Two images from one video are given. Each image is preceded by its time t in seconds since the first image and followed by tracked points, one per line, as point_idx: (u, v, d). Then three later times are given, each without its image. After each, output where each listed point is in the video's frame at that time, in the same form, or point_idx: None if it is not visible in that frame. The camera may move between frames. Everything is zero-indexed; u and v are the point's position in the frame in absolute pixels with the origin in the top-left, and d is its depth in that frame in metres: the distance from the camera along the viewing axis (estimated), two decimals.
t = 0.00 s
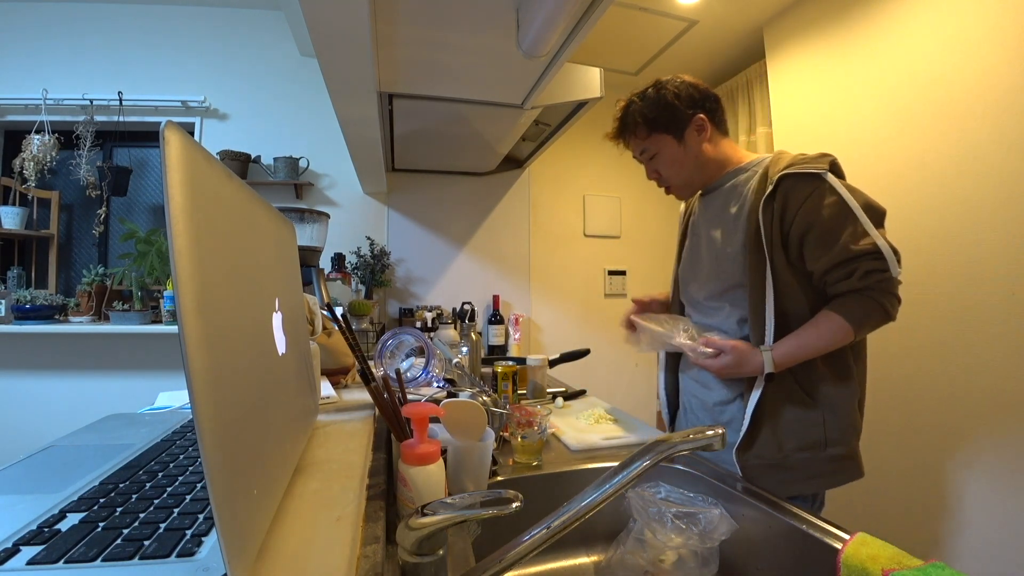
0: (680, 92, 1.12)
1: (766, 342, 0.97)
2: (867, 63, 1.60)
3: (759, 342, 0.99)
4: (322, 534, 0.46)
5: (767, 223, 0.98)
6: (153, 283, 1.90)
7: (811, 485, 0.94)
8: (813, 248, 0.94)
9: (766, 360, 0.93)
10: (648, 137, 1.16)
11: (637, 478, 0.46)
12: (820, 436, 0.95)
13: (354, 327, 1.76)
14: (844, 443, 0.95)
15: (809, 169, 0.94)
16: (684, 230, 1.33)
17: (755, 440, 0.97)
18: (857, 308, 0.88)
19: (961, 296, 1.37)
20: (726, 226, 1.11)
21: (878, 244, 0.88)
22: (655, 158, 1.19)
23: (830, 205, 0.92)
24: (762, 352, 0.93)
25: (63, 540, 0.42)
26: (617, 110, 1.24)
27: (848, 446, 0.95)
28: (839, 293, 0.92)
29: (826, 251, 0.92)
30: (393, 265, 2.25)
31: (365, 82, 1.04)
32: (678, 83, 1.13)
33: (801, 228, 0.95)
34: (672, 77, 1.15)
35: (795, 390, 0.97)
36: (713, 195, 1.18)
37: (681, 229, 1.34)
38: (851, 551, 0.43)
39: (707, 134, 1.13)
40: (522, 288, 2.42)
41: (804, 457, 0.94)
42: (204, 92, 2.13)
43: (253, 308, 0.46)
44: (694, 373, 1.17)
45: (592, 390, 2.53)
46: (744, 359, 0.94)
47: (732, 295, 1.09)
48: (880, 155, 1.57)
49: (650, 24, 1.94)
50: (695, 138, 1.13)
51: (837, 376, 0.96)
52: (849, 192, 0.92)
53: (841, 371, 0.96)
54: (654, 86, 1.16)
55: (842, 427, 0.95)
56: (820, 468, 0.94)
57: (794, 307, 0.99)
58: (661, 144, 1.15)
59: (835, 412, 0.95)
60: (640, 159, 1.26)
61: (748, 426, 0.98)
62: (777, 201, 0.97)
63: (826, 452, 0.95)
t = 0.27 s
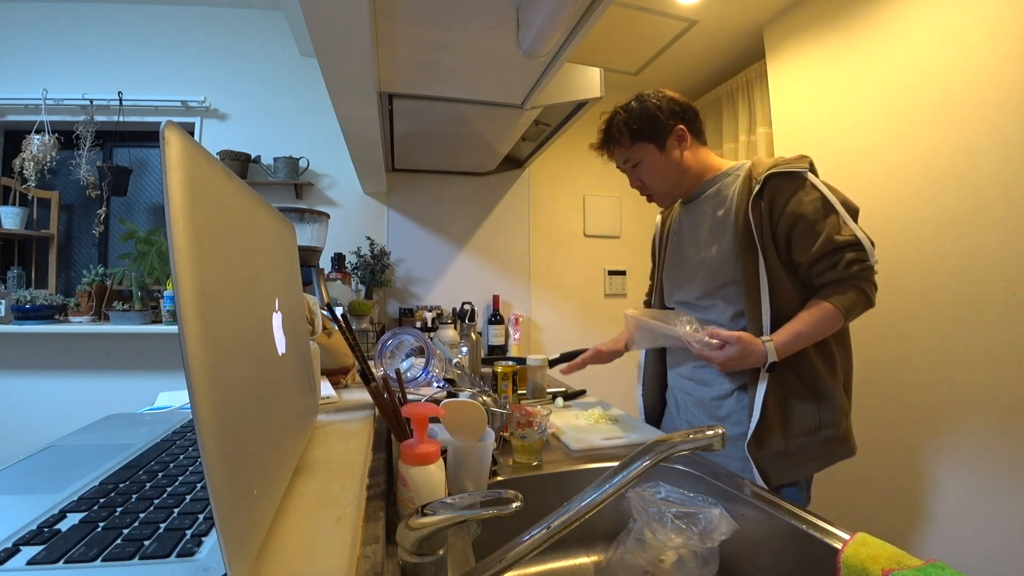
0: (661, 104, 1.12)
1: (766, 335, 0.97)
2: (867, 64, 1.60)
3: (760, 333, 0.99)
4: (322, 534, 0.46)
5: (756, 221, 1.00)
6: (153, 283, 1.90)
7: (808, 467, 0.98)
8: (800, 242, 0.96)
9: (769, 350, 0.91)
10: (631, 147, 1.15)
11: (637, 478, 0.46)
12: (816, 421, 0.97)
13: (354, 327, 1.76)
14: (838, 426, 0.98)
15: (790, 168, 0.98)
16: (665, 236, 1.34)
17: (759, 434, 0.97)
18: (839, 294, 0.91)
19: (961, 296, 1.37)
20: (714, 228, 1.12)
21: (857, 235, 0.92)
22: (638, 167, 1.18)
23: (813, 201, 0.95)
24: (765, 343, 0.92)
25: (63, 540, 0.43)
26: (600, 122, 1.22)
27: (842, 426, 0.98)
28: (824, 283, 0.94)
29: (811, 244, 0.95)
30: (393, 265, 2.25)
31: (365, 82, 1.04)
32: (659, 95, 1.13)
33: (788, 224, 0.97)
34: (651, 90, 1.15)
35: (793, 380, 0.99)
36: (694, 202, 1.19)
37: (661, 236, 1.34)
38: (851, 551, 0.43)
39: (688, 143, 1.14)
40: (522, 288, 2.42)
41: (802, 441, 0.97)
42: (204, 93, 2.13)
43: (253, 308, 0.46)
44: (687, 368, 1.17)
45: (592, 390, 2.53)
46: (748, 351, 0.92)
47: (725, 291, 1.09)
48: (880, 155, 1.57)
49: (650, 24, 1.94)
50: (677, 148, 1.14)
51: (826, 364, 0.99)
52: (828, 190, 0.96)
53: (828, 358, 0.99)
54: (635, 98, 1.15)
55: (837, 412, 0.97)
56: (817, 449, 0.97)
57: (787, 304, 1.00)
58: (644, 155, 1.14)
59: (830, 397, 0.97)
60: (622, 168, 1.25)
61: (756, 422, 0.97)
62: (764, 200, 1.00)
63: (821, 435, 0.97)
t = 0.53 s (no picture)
0: (665, 101, 1.12)
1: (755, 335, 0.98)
2: (866, 64, 1.60)
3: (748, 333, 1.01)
4: (321, 534, 0.46)
5: (754, 224, 1.00)
6: (153, 283, 1.90)
7: (801, 467, 0.98)
8: (794, 246, 0.96)
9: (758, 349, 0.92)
10: (633, 141, 1.14)
11: (637, 478, 0.46)
12: (808, 420, 0.98)
13: (354, 327, 1.76)
14: (828, 424, 0.99)
15: (787, 175, 0.98)
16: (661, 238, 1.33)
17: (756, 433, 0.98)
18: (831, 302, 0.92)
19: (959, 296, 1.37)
20: (710, 232, 1.12)
21: (850, 244, 0.92)
22: (639, 163, 1.17)
23: (810, 207, 0.95)
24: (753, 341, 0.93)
25: (63, 540, 0.43)
26: (602, 116, 1.21)
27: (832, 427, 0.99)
28: (816, 288, 0.94)
29: (806, 248, 0.95)
30: (393, 265, 2.25)
31: (365, 82, 1.04)
32: (662, 93, 1.13)
33: (783, 229, 0.97)
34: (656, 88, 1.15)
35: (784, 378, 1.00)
36: (692, 204, 1.19)
37: (657, 237, 1.34)
38: (851, 551, 0.43)
39: (688, 142, 1.14)
40: (522, 288, 2.42)
41: (795, 441, 0.98)
42: (204, 93, 2.13)
43: (253, 310, 0.46)
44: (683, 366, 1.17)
45: (592, 391, 2.53)
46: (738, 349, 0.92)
47: (720, 292, 1.09)
48: (880, 155, 1.57)
49: (650, 25, 1.94)
50: (677, 146, 1.13)
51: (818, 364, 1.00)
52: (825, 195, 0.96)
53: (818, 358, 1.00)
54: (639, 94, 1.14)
55: (828, 410, 0.98)
56: (809, 449, 0.98)
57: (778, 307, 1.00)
58: (645, 150, 1.13)
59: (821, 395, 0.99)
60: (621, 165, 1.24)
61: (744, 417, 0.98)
62: (761, 204, 1.00)
63: (813, 434, 0.98)
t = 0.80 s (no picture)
0: (681, 94, 1.12)
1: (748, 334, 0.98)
2: (867, 64, 1.60)
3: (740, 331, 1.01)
4: (322, 534, 0.46)
5: (755, 225, 1.00)
6: (153, 283, 1.90)
7: (792, 475, 0.97)
8: (794, 250, 0.96)
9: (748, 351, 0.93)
10: (647, 132, 1.13)
11: (637, 479, 0.46)
12: (802, 427, 0.97)
13: (354, 327, 1.76)
14: (823, 433, 0.98)
15: (793, 178, 0.97)
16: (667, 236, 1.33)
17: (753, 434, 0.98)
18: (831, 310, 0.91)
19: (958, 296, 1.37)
20: (714, 233, 1.12)
21: (851, 251, 0.92)
22: (651, 155, 1.17)
23: (812, 212, 0.95)
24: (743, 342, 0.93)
25: (63, 540, 0.43)
26: (615, 107, 1.21)
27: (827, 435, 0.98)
28: (814, 295, 0.94)
29: (806, 252, 0.95)
30: (393, 265, 2.25)
31: (364, 82, 1.04)
32: (679, 86, 1.13)
33: (784, 232, 0.97)
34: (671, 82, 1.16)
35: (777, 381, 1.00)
36: (699, 201, 1.19)
37: (663, 234, 1.34)
38: (851, 551, 0.43)
39: (701, 137, 1.15)
40: (522, 288, 2.42)
41: (786, 448, 0.97)
42: (204, 93, 2.13)
43: (254, 310, 0.46)
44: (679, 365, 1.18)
45: (592, 391, 2.52)
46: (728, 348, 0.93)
47: (717, 295, 1.10)
48: (880, 155, 1.57)
49: (650, 25, 1.94)
50: (691, 139, 1.13)
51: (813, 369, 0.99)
52: (829, 202, 0.96)
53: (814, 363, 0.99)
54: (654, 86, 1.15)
55: (823, 418, 0.97)
56: (801, 456, 0.97)
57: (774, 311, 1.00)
58: (659, 141, 1.13)
59: (814, 403, 0.97)
60: (631, 157, 1.23)
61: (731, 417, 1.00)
62: (764, 207, 1.00)
63: (806, 442, 0.97)
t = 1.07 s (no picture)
0: (695, 89, 1.13)
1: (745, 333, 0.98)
2: (866, 64, 1.60)
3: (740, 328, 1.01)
4: (322, 534, 0.46)
5: (759, 224, 1.00)
6: (153, 283, 1.90)
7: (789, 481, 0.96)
8: (797, 251, 0.96)
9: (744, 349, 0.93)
10: (660, 124, 1.13)
11: (637, 478, 0.46)
12: (800, 432, 0.97)
13: (354, 327, 1.76)
14: (822, 438, 0.97)
15: (801, 177, 0.97)
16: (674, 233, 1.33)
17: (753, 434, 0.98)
18: (833, 315, 0.92)
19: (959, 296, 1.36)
20: (718, 231, 1.12)
21: (856, 256, 0.92)
22: (663, 149, 1.16)
23: (818, 214, 0.94)
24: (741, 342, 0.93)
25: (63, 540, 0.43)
26: (627, 100, 1.20)
27: (826, 441, 0.97)
28: (814, 298, 0.95)
29: (809, 253, 0.95)
30: (393, 265, 2.25)
31: (364, 82, 1.04)
32: (693, 82, 1.14)
33: (788, 232, 0.97)
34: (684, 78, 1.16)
35: (775, 384, 1.00)
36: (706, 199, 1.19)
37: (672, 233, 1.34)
38: (851, 551, 0.43)
39: (713, 133, 1.15)
40: (522, 288, 2.42)
41: (783, 453, 0.96)
42: (204, 93, 2.13)
43: (253, 310, 0.46)
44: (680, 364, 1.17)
45: (593, 391, 2.53)
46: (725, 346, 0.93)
47: (718, 293, 1.10)
48: (880, 156, 1.57)
49: (650, 25, 1.94)
50: (703, 135, 1.14)
51: (814, 372, 0.99)
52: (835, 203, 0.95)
53: (814, 366, 0.99)
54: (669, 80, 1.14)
55: (821, 423, 0.96)
56: (799, 461, 0.97)
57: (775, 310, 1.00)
58: (673, 134, 1.12)
59: (813, 407, 0.97)
60: (642, 151, 1.22)
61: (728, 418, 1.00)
62: (770, 204, 0.99)
63: (804, 447, 0.97)
